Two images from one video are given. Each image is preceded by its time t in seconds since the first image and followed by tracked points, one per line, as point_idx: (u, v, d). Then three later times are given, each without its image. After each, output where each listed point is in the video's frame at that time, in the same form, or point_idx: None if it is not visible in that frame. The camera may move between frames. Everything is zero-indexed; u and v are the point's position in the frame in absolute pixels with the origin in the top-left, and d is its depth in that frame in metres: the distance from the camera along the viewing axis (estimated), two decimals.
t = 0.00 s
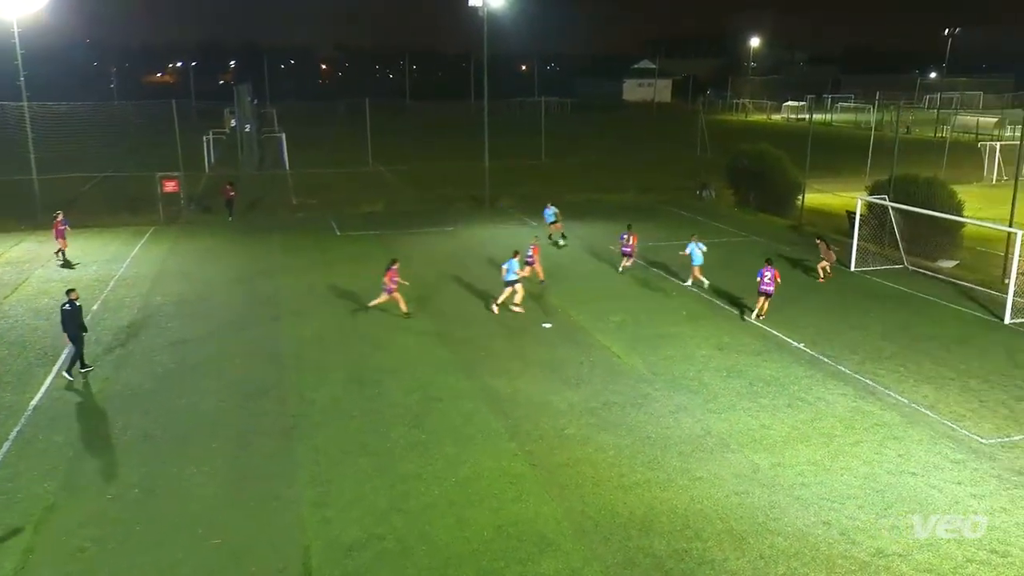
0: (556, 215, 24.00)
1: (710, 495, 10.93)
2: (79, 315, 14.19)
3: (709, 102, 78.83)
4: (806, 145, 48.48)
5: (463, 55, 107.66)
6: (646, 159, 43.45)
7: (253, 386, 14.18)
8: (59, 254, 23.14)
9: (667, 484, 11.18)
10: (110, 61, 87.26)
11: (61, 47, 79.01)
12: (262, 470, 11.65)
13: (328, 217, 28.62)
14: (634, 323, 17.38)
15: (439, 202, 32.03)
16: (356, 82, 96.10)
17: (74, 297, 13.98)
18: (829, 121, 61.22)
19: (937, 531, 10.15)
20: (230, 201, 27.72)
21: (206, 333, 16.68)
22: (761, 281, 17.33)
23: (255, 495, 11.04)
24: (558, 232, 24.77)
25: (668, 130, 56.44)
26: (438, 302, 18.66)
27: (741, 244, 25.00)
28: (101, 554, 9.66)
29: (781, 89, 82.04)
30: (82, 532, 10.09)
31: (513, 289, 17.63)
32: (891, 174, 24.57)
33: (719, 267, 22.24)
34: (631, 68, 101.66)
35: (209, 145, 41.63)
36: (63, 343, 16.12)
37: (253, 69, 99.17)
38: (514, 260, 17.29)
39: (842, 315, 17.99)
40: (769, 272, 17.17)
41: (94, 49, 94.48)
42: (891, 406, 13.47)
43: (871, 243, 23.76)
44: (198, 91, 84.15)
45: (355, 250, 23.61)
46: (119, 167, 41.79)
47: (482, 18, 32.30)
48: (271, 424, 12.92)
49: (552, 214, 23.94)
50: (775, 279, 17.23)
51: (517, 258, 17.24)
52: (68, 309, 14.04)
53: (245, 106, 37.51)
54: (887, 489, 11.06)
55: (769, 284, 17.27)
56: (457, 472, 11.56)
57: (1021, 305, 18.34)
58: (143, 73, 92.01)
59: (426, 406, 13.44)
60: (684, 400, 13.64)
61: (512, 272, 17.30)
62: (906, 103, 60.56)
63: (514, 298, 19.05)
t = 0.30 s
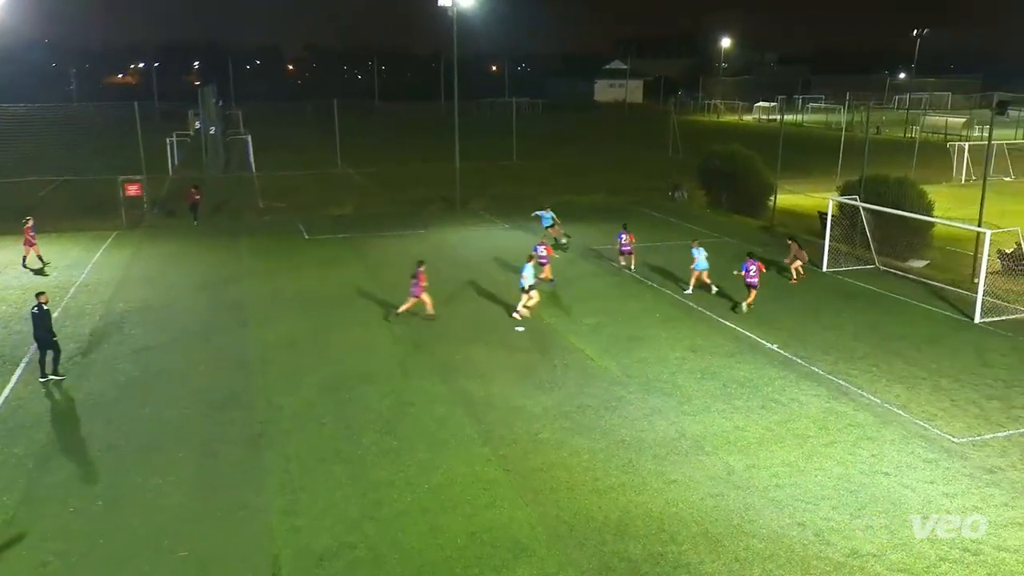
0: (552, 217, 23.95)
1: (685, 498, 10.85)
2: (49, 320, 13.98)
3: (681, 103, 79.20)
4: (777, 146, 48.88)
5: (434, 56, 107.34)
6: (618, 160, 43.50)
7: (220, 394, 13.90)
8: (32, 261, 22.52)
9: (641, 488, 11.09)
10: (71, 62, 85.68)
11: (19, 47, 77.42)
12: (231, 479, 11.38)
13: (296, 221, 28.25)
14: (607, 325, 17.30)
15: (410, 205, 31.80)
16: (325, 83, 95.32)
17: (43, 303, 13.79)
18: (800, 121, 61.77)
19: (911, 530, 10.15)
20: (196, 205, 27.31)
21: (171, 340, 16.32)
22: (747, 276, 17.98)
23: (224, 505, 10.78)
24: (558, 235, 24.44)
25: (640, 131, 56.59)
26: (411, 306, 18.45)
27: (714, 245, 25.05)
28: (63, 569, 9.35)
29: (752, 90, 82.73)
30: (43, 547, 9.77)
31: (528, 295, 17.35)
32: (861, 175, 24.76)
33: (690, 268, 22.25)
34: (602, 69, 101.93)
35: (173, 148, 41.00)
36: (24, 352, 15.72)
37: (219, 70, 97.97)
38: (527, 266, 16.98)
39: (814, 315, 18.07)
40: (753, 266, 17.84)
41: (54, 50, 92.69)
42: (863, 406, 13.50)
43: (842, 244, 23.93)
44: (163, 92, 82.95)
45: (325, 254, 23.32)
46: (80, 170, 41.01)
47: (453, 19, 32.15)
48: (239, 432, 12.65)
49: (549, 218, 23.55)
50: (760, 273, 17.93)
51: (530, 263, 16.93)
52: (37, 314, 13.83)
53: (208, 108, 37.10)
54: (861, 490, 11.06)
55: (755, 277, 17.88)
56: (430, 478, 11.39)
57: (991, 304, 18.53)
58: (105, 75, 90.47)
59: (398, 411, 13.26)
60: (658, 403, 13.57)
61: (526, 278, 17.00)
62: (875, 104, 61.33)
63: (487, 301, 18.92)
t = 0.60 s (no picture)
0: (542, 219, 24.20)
1: (661, 499, 10.81)
2: (24, 324, 13.85)
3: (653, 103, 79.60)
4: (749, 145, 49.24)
5: (405, 56, 106.96)
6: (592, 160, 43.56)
7: (189, 400, 13.66)
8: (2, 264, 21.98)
9: (617, 489, 11.04)
10: (32, 64, 84.12)
11: None
12: (200, 487, 11.16)
13: (265, 224, 27.94)
14: (581, 326, 17.26)
15: (382, 206, 31.57)
16: (295, 84, 94.56)
17: (18, 306, 13.62)
18: (772, 121, 62.33)
19: (884, 528, 10.20)
20: (162, 207, 26.93)
21: (137, 345, 16.02)
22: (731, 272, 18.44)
23: (193, 513, 10.57)
24: (540, 236, 25.07)
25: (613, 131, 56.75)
26: (384, 309, 18.28)
27: (687, 245, 25.12)
28: None
29: (723, 90, 83.41)
30: (6, 559, 9.50)
31: (546, 300, 17.27)
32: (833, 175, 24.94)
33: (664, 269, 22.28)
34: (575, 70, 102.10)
35: (138, 150, 40.38)
36: None
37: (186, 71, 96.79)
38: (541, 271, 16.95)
39: (787, 315, 18.15)
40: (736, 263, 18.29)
41: (13, 51, 90.94)
42: (837, 405, 13.57)
43: (814, 243, 24.12)
44: (128, 94, 81.74)
45: (295, 257, 23.05)
46: (43, 173, 40.25)
47: (425, 20, 31.98)
48: (209, 439, 12.42)
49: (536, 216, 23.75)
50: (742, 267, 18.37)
51: (544, 268, 16.90)
52: (11, 318, 13.68)
53: (175, 109, 36.74)
54: (835, 488, 11.09)
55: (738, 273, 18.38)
56: (404, 482, 11.25)
57: (961, 302, 18.75)
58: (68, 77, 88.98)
59: (371, 416, 13.10)
60: (633, 404, 13.53)
61: (542, 284, 16.95)
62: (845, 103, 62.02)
63: (460, 303, 18.82)
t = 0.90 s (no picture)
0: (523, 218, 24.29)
1: (638, 501, 10.77)
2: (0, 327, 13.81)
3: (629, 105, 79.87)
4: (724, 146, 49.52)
5: (380, 57, 106.52)
6: (568, 160, 43.54)
7: (160, 406, 13.43)
8: None
9: (595, 491, 11.00)
10: None
11: None
12: (172, 495, 10.97)
13: (237, 227, 27.63)
14: (558, 328, 17.20)
15: (357, 208, 31.36)
16: (267, 86, 93.79)
17: None
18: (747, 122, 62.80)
19: (861, 527, 10.23)
20: (130, 210, 26.58)
21: (107, 351, 15.76)
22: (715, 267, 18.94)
23: (166, 521, 10.38)
24: (517, 237, 25.37)
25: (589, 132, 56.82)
26: (360, 312, 18.11)
27: (664, 246, 25.18)
28: None
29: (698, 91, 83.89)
30: None
31: (563, 300, 17.24)
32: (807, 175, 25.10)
33: (640, 269, 22.31)
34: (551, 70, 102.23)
35: (106, 152, 39.79)
36: None
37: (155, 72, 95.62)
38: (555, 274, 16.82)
39: (763, 315, 18.22)
40: (721, 260, 18.83)
41: None
42: (813, 404, 13.62)
43: (790, 243, 24.28)
44: (97, 95, 80.57)
45: (268, 260, 22.81)
46: (8, 176, 39.53)
47: (399, 21, 31.82)
48: (180, 446, 12.21)
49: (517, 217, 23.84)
50: (727, 264, 18.92)
51: (558, 271, 16.76)
52: None
53: (145, 111, 36.31)
54: (812, 488, 11.11)
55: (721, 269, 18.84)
56: (381, 487, 11.13)
57: (934, 301, 18.93)
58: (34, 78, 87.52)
59: (347, 421, 12.97)
60: (611, 406, 13.49)
61: (557, 286, 16.85)
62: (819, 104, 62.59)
63: (436, 305, 18.72)
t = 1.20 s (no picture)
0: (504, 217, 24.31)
1: (619, 503, 10.73)
2: None
3: (607, 106, 80.05)
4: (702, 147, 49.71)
5: (357, 57, 106.06)
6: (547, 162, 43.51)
7: (133, 413, 13.21)
8: None
9: (575, 494, 10.94)
10: None
11: None
12: (146, 502, 10.78)
13: (212, 230, 27.33)
14: (537, 331, 17.14)
15: (334, 211, 31.14)
16: (242, 87, 92.95)
17: None
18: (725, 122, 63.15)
19: (840, 526, 10.24)
20: (102, 213, 26.21)
21: (79, 356, 15.49)
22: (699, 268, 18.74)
23: (141, 529, 10.20)
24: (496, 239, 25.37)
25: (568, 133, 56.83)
26: (338, 316, 17.94)
27: (643, 247, 25.19)
28: None
29: (676, 92, 84.25)
30: None
31: (571, 296, 17.38)
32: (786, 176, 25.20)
33: (620, 271, 22.31)
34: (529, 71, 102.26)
35: (77, 155, 39.23)
36: None
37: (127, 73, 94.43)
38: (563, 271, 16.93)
39: (742, 316, 18.25)
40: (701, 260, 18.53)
41: None
42: (793, 405, 13.65)
43: (768, 244, 24.37)
44: (67, 96, 79.40)
45: (243, 263, 22.56)
46: None
47: (376, 22, 31.65)
48: (154, 453, 12.01)
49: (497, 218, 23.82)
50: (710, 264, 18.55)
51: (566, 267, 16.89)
52: None
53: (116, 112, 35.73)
54: (791, 488, 11.11)
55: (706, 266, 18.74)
56: (359, 492, 11.00)
57: (911, 300, 19.07)
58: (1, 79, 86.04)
59: (324, 425, 12.83)
60: (591, 408, 13.44)
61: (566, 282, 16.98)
62: (796, 105, 63.02)
63: (415, 308, 18.60)
